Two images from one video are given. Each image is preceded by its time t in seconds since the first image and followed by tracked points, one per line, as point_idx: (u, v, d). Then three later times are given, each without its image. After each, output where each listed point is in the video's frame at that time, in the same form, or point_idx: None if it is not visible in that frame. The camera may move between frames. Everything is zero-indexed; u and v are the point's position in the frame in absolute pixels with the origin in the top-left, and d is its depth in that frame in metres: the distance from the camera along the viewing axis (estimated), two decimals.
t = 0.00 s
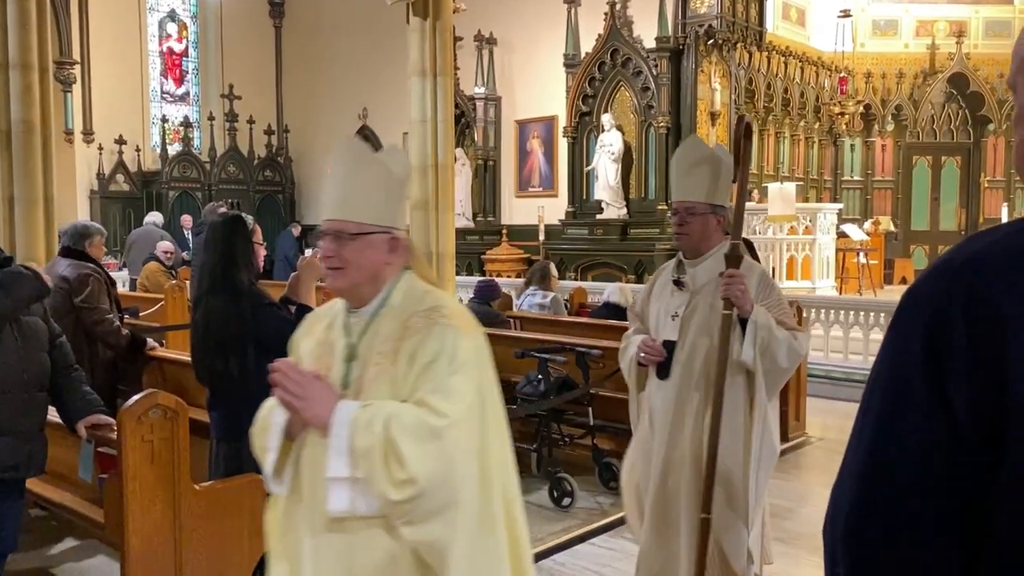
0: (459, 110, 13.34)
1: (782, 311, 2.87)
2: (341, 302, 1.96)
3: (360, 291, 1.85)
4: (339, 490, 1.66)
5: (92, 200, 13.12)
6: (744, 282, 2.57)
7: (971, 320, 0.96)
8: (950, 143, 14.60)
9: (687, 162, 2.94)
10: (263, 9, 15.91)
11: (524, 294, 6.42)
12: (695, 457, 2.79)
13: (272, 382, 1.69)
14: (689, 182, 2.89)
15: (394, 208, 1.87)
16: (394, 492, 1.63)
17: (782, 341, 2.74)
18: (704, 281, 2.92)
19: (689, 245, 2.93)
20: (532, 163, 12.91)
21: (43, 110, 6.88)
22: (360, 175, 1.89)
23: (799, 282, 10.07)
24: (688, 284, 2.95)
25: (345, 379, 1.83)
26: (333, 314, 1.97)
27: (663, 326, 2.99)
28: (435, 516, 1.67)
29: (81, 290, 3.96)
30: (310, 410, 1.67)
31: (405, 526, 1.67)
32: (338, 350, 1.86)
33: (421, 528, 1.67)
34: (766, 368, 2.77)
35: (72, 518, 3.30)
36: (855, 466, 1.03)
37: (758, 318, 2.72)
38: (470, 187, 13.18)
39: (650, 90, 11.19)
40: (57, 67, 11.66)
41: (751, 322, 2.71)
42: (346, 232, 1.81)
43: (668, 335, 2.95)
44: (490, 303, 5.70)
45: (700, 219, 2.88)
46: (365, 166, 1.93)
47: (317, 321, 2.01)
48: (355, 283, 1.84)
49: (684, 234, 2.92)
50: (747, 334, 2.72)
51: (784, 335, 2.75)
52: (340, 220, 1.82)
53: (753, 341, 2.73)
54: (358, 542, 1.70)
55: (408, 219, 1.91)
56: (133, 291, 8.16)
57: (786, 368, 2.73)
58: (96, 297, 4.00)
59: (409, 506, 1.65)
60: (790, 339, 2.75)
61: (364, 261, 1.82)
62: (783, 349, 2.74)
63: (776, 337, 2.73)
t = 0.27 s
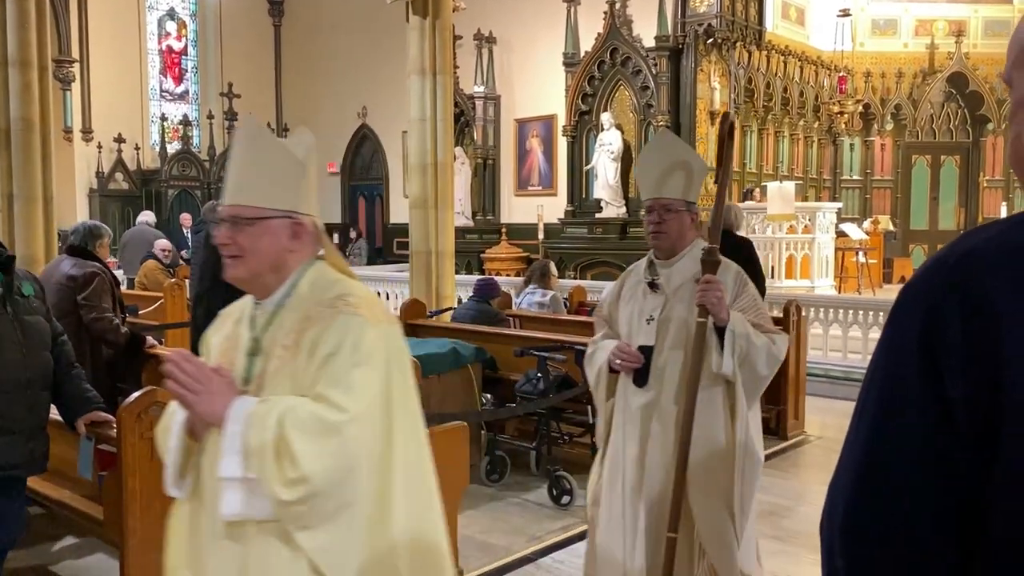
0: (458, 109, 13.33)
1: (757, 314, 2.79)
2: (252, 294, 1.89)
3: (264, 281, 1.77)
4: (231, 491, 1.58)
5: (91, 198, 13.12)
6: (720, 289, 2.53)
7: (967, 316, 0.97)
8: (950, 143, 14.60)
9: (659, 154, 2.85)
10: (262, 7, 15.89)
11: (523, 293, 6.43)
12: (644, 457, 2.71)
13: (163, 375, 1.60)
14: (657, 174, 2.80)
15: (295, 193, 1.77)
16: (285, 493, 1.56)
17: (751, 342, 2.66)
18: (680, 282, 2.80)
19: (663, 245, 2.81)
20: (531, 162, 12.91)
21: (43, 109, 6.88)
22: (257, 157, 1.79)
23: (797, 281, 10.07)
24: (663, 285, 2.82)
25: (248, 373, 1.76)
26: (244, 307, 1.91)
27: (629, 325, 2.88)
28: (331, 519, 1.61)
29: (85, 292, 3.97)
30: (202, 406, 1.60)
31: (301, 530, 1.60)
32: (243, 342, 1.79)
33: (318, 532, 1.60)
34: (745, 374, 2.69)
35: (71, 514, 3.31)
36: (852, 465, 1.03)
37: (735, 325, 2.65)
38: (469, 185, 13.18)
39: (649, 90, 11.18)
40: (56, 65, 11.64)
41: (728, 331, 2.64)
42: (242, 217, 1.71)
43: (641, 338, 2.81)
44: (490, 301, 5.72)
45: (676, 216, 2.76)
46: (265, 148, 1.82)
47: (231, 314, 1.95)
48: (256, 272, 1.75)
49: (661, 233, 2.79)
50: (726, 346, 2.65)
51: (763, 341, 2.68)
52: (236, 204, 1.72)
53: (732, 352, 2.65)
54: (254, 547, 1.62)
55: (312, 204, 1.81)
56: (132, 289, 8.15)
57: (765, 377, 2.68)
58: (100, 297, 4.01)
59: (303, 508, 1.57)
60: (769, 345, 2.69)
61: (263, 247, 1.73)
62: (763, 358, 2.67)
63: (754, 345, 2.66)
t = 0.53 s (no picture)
0: (460, 108, 13.33)
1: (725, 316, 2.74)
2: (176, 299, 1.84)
3: (182, 281, 1.72)
4: (140, 506, 1.54)
5: (92, 196, 13.17)
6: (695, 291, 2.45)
7: (969, 313, 0.97)
8: (951, 142, 14.60)
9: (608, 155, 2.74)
10: (263, 6, 15.92)
11: (524, 291, 6.43)
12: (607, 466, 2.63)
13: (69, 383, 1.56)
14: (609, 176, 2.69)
15: (216, 186, 1.72)
16: (189, 507, 1.54)
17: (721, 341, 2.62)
18: (643, 287, 2.71)
19: (625, 250, 2.71)
20: (532, 161, 12.90)
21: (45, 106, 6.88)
22: (178, 150, 1.75)
23: (798, 280, 10.07)
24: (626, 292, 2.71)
25: (167, 381, 1.71)
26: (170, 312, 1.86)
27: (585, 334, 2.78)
28: (241, 536, 1.56)
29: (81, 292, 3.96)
30: (111, 416, 1.57)
31: (210, 547, 1.56)
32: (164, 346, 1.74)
33: (227, 549, 1.56)
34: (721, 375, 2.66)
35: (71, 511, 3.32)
36: (853, 463, 1.03)
37: (712, 328, 2.60)
38: (470, 184, 13.19)
39: (651, 89, 11.17)
40: (58, 63, 11.66)
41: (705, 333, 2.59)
42: (156, 213, 1.68)
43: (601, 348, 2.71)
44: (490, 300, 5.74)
45: (636, 220, 2.67)
46: (179, 142, 1.76)
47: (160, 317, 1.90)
48: (173, 271, 1.71)
49: (621, 239, 2.69)
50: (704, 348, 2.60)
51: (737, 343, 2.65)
52: (152, 200, 1.69)
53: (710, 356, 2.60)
54: (169, 565, 1.59)
55: (235, 199, 1.76)
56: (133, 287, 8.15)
57: (742, 382, 2.66)
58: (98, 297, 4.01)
59: (209, 522, 1.55)
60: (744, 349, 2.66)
61: (177, 245, 1.69)
62: (738, 361, 2.64)
63: (730, 349, 2.63)
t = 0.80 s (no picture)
0: (462, 107, 13.33)
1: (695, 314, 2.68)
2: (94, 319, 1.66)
3: (99, 294, 1.55)
4: (40, 543, 1.38)
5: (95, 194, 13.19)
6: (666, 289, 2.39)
7: (975, 310, 0.97)
8: (954, 144, 14.59)
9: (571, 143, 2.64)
10: (266, 5, 15.92)
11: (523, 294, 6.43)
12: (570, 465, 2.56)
13: None
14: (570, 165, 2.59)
15: (135, 194, 1.55)
16: (85, 549, 1.35)
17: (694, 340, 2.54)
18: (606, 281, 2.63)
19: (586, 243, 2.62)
20: (534, 161, 12.89)
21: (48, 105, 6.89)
22: (92, 151, 1.57)
23: (801, 281, 10.06)
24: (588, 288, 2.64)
25: (83, 404, 1.56)
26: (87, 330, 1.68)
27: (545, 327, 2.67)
28: None
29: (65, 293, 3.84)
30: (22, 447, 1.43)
31: None
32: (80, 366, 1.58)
33: None
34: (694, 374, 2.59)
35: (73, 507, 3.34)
36: (856, 461, 1.03)
37: (686, 327, 2.53)
38: (472, 184, 13.18)
39: (653, 89, 11.18)
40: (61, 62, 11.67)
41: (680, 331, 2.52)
42: (72, 223, 1.52)
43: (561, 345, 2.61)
44: (491, 300, 5.75)
45: (598, 211, 2.58)
46: (95, 145, 1.58)
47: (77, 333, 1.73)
48: (87, 285, 1.53)
49: (583, 231, 2.60)
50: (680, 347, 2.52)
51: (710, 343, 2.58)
52: (68, 208, 1.53)
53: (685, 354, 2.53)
54: None
55: (163, 208, 1.59)
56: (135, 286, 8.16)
57: (714, 382, 2.58)
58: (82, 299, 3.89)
59: (106, 567, 1.35)
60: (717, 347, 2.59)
61: (90, 256, 1.51)
62: (712, 361, 2.57)
63: (703, 349, 2.56)
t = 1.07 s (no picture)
0: (465, 107, 13.32)
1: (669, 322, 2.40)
2: None
3: None
4: None
5: (99, 193, 13.19)
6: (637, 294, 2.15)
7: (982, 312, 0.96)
8: (958, 144, 14.56)
9: (534, 136, 2.35)
10: (271, 4, 15.93)
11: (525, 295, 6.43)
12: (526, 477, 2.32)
13: None
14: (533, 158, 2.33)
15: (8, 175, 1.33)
16: None
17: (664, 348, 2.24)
18: (572, 284, 2.36)
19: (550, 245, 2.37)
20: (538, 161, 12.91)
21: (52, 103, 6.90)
22: None
23: (804, 282, 10.04)
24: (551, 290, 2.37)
25: None
26: None
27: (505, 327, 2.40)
28: None
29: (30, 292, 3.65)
30: None
31: None
32: None
33: None
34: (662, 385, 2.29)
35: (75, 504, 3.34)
36: (862, 463, 1.03)
37: (655, 334, 2.24)
38: (475, 184, 13.16)
39: (657, 89, 11.17)
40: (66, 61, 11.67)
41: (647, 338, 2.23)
42: None
43: (523, 352, 2.38)
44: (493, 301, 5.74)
45: (562, 211, 2.33)
46: None
47: None
48: None
49: (546, 232, 2.35)
50: (646, 355, 2.23)
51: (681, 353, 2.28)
52: None
53: (652, 362, 2.23)
54: None
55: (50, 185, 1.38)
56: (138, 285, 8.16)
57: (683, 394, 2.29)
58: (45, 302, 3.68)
59: None
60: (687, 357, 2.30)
61: None
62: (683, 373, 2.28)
63: (672, 359, 2.25)
